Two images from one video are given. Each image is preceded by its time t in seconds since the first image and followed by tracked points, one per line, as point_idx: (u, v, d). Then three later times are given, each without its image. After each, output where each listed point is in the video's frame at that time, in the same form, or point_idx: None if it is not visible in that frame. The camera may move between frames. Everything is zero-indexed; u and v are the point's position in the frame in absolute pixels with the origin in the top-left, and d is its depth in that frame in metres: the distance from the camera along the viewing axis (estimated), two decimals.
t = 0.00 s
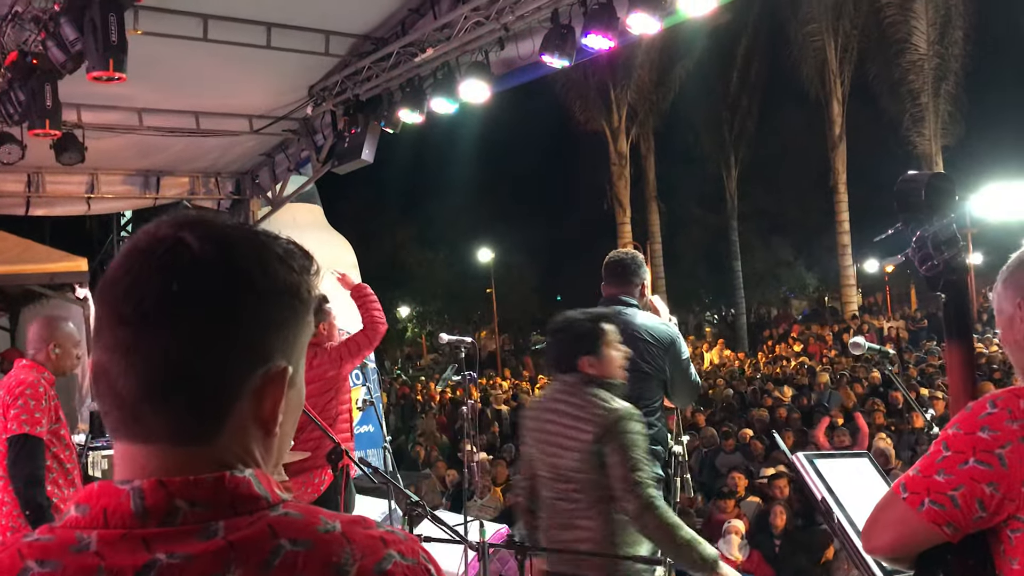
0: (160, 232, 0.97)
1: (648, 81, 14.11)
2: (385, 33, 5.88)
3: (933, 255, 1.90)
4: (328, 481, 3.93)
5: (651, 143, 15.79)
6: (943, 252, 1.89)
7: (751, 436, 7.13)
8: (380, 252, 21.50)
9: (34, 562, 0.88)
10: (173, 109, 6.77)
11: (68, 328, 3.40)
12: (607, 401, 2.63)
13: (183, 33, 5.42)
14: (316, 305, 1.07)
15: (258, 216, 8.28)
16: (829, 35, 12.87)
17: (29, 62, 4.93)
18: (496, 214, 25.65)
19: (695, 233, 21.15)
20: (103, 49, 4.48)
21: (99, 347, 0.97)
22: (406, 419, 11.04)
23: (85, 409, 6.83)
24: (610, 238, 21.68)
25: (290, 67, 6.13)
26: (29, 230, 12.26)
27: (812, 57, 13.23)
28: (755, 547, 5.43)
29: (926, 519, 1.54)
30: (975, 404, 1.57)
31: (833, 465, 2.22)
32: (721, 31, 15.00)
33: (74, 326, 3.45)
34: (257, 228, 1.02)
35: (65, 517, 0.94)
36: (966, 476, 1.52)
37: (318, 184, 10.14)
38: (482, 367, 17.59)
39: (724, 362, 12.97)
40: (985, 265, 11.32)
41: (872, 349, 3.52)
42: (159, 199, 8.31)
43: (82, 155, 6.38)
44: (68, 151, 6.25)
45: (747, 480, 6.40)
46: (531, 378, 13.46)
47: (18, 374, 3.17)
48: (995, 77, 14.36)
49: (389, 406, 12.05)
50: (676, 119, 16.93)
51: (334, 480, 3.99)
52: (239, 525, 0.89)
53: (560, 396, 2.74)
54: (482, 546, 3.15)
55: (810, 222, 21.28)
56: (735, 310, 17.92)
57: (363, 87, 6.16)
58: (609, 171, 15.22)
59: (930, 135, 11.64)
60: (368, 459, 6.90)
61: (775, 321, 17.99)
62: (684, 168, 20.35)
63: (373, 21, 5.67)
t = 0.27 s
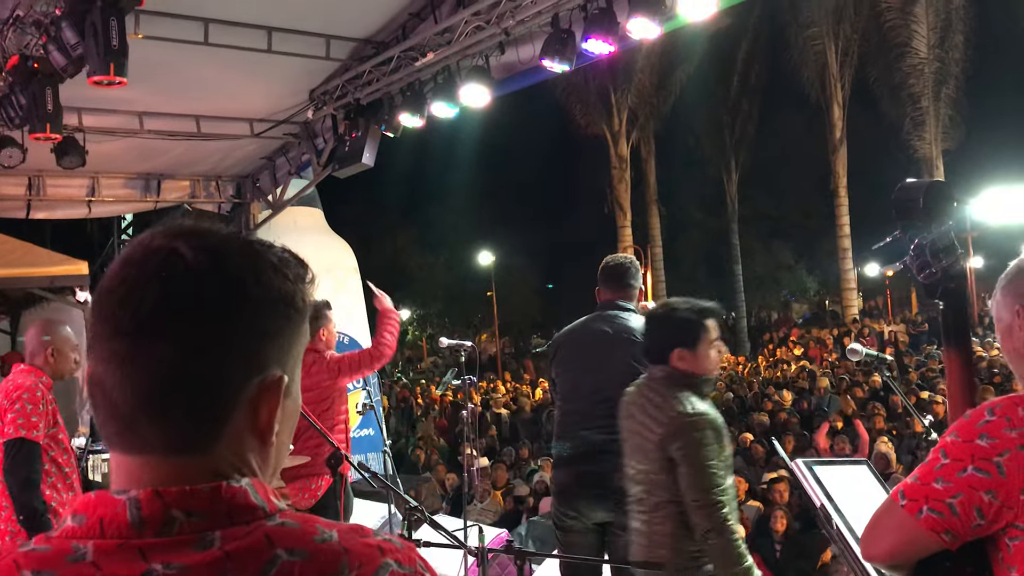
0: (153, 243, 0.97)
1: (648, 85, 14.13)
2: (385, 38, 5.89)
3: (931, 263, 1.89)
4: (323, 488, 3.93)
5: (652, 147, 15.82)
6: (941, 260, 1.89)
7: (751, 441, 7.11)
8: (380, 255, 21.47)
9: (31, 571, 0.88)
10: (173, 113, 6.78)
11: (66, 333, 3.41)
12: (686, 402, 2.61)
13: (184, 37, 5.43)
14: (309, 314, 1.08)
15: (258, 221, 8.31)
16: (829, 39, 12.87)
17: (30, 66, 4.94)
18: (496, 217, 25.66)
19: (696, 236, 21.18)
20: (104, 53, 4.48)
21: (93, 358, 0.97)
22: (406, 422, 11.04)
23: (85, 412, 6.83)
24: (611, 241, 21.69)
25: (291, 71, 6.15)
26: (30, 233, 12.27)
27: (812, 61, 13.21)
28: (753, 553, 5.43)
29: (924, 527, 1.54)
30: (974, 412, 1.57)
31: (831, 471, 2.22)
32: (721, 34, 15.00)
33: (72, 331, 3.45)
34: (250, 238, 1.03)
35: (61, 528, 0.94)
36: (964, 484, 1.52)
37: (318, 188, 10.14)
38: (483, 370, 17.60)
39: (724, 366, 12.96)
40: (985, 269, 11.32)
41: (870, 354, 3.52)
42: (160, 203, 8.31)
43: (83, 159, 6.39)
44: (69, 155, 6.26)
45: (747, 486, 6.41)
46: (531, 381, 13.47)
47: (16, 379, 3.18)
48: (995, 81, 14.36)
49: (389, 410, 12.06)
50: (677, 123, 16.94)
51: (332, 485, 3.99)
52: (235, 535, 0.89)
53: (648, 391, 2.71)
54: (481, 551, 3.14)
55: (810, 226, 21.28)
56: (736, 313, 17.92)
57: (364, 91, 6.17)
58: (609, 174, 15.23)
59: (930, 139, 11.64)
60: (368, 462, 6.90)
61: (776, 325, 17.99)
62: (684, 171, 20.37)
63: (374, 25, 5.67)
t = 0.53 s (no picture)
0: (145, 242, 0.97)
1: (650, 86, 14.14)
2: (387, 39, 5.89)
3: (934, 261, 1.89)
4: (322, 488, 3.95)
5: (653, 147, 15.83)
6: (944, 258, 1.88)
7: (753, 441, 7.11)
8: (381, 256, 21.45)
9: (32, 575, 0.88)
10: (175, 114, 6.78)
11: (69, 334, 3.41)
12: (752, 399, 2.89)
13: (186, 38, 5.43)
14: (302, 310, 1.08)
15: (260, 222, 8.31)
16: (831, 40, 12.86)
17: (32, 68, 4.94)
18: (498, 219, 25.68)
19: (698, 237, 21.19)
20: (105, 55, 4.48)
21: (88, 361, 0.97)
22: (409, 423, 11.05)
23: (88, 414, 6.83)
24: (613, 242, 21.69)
25: (292, 72, 6.14)
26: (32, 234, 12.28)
27: (814, 62, 13.22)
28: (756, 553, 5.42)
29: (926, 526, 1.54)
30: (977, 411, 1.57)
31: (835, 471, 2.22)
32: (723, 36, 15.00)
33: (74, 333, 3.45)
34: (240, 235, 1.03)
35: (61, 531, 0.94)
36: (967, 483, 1.51)
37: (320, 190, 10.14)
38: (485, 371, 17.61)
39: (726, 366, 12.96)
40: (988, 269, 11.31)
41: (872, 355, 3.51)
42: (162, 204, 8.31)
43: (85, 161, 6.39)
44: (70, 156, 6.27)
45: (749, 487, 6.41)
46: (533, 382, 13.48)
47: (19, 380, 3.18)
48: (997, 82, 14.37)
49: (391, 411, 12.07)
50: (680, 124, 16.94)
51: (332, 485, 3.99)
52: (237, 536, 0.89)
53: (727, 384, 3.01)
54: (483, 551, 3.14)
55: (812, 227, 21.27)
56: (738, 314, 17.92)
57: (366, 92, 6.17)
58: (611, 175, 15.22)
59: (932, 140, 11.66)
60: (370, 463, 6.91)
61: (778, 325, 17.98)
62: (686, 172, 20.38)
63: (376, 27, 5.67)
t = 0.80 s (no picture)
0: (147, 242, 0.96)
1: (652, 86, 14.13)
2: (389, 41, 5.89)
3: (940, 259, 1.86)
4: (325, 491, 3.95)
5: (656, 147, 15.81)
6: (950, 256, 1.85)
7: (759, 441, 7.08)
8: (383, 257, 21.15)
9: None
10: (178, 117, 6.78)
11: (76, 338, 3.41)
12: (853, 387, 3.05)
13: (188, 41, 5.43)
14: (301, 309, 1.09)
15: (264, 225, 8.31)
16: (833, 39, 12.83)
17: (35, 72, 4.95)
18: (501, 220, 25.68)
19: (701, 237, 21.17)
20: (108, 58, 4.48)
21: (93, 364, 0.96)
22: (413, 425, 11.04)
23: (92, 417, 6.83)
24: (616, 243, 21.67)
25: (295, 74, 6.14)
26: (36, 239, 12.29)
27: (817, 61, 13.18)
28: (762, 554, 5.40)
29: (934, 524, 1.53)
30: (984, 408, 1.56)
31: (841, 471, 2.20)
32: (725, 36, 14.97)
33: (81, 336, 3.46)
34: (242, 235, 1.02)
35: (64, 534, 0.93)
36: (975, 481, 1.50)
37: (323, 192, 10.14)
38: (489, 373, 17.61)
39: (731, 367, 12.94)
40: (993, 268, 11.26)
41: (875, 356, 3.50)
42: (165, 208, 8.32)
43: (88, 164, 6.39)
44: (74, 160, 6.27)
45: (756, 488, 6.38)
46: (537, 383, 13.46)
47: (28, 383, 3.18)
48: (1001, 80, 14.32)
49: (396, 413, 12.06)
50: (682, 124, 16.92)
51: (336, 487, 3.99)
52: (243, 538, 0.88)
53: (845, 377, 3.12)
54: (489, 552, 3.13)
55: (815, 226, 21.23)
56: (742, 314, 17.90)
57: (369, 94, 6.17)
58: (614, 176, 15.20)
59: (936, 138, 11.62)
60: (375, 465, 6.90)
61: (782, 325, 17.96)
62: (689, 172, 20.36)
63: (378, 28, 5.68)
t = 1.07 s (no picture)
0: (150, 261, 0.97)
1: (655, 88, 14.15)
2: (393, 47, 5.92)
3: (945, 264, 1.89)
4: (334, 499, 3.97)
5: (660, 150, 15.83)
6: (955, 261, 1.88)
7: (767, 443, 7.11)
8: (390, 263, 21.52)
9: None
10: (184, 126, 6.81)
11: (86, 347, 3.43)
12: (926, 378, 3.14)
13: (193, 50, 5.46)
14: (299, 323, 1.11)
15: (270, 232, 8.34)
16: (836, 39, 12.84)
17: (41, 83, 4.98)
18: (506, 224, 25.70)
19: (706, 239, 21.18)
20: (114, 69, 4.50)
21: (101, 384, 0.96)
22: (420, 429, 11.06)
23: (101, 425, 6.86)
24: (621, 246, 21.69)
25: (299, 82, 6.17)
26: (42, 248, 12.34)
27: (820, 62, 13.19)
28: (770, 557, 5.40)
29: (941, 529, 1.54)
30: (990, 412, 1.56)
31: (849, 475, 2.22)
32: (728, 37, 14.98)
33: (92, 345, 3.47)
34: (241, 254, 1.04)
35: (77, 551, 0.94)
36: (981, 485, 1.51)
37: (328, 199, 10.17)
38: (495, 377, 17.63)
39: (737, 368, 12.94)
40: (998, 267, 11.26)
41: (884, 356, 3.52)
42: (171, 216, 8.35)
43: (95, 174, 6.42)
44: (80, 169, 6.30)
45: (763, 490, 6.39)
46: (543, 387, 13.48)
47: (40, 393, 3.20)
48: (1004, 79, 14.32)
49: (402, 418, 12.09)
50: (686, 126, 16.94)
51: (345, 495, 4.00)
52: (254, 553, 0.89)
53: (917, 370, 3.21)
54: (498, 558, 3.14)
55: (820, 227, 21.22)
56: (747, 315, 17.90)
57: (372, 101, 6.19)
58: (618, 179, 15.22)
59: (940, 138, 11.63)
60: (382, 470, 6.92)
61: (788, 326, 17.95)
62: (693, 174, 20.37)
63: (382, 35, 5.70)
